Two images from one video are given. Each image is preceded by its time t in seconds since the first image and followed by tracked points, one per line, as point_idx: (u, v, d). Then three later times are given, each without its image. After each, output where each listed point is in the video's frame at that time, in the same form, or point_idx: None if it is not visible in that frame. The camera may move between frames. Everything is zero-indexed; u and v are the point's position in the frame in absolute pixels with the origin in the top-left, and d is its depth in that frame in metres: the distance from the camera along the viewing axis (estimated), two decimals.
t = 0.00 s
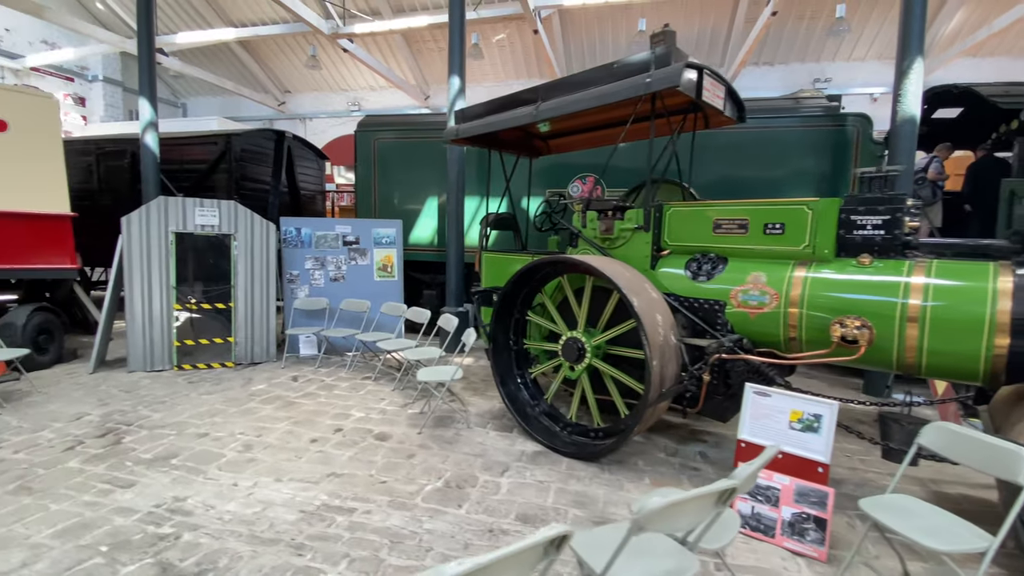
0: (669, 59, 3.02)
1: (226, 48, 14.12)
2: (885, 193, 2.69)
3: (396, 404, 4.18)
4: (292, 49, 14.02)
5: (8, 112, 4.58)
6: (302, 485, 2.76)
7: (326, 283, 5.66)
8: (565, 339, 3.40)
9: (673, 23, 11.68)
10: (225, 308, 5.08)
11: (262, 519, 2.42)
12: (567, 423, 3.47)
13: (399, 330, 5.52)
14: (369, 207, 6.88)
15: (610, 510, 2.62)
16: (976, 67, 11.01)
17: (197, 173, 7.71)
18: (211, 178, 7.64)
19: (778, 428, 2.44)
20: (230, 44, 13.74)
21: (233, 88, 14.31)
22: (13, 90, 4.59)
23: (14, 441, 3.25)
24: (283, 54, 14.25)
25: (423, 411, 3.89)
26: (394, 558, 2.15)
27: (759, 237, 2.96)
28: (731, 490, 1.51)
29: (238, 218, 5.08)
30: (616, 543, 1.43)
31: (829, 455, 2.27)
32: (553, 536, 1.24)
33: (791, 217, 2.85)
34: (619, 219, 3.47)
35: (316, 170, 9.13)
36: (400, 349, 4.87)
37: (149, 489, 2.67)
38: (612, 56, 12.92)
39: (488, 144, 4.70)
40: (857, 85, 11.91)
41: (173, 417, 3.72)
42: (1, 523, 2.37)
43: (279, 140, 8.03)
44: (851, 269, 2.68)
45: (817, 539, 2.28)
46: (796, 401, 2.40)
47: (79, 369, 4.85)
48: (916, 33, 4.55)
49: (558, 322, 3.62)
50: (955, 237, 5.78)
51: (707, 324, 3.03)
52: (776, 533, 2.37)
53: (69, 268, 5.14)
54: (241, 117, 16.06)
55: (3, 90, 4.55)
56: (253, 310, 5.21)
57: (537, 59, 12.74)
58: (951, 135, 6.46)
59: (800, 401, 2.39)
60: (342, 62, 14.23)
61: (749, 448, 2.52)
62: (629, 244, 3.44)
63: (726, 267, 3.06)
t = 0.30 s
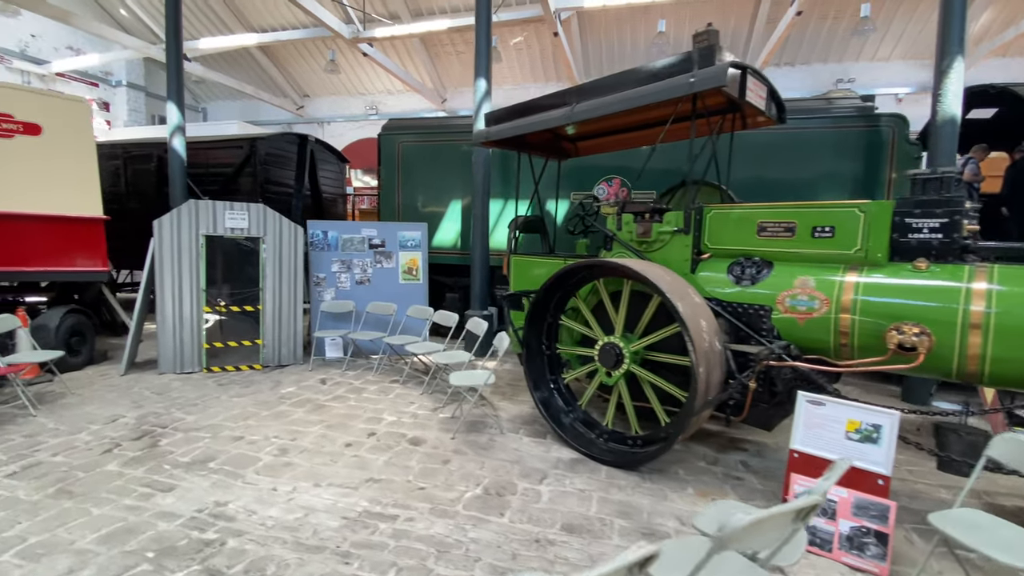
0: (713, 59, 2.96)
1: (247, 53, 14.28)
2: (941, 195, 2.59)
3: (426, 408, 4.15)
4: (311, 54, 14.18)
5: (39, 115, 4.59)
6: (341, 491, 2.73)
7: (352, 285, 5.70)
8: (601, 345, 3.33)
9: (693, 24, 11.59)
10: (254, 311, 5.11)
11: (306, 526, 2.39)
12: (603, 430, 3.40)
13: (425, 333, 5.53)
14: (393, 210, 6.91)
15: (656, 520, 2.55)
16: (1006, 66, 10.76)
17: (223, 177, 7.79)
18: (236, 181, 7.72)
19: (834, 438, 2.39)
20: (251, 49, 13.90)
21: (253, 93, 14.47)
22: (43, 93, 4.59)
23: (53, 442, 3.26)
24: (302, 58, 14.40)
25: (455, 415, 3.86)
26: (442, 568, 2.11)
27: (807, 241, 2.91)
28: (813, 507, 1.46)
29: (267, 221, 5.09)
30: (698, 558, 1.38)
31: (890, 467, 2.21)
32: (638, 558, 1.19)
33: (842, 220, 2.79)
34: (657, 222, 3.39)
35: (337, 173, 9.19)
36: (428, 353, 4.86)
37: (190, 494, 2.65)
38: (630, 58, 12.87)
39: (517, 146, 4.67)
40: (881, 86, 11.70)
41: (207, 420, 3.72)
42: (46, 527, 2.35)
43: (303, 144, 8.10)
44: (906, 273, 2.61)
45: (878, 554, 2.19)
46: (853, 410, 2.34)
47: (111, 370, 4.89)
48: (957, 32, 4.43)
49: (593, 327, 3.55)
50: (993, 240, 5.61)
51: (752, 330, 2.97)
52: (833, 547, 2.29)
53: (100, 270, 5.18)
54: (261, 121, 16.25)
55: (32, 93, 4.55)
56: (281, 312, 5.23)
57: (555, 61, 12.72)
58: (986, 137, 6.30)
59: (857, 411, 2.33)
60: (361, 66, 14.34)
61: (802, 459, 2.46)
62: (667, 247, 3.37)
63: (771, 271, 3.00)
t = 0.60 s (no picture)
0: (759, 61, 2.92)
1: (267, 58, 14.45)
2: (999, 200, 2.51)
3: (457, 412, 4.13)
4: (330, 58, 14.33)
5: (75, 120, 4.65)
6: (383, 497, 2.72)
7: (378, 289, 5.73)
8: (640, 351, 3.29)
9: (714, 25, 11.48)
10: (283, 314, 5.15)
11: (352, 533, 2.37)
12: (640, 438, 3.34)
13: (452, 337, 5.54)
14: (417, 214, 6.93)
15: (705, 532, 2.50)
16: None
17: (248, 181, 7.88)
18: (261, 185, 7.81)
19: (891, 450, 2.33)
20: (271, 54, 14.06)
21: (272, 97, 14.62)
22: (79, 98, 4.66)
23: (93, 445, 3.28)
24: (321, 63, 14.55)
25: (488, 421, 3.84)
26: None
27: (855, 246, 2.85)
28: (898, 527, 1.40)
29: (297, 225, 5.13)
30: None
31: (954, 480, 2.15)
32: None
33: (893, 225, 2.73)
34: (697, 226, 3.34)
35: (358, 177, 9.25)
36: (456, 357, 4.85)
37: (234, 499, 2.66)
38: (649, 60, 12.81)
39: (548, 150, 4.65)
40: (905, 87, 11.49)
41: (242, 424, 3.74)
42: (95, 531, 2.35)
43: (326, 148, 8.16)
44: (962, 280, 2.54)
45: (940, 570, 2.12)
46: (911, 421, 2.28)
47: (143, 372, 4.94)
48: (998, 31, 4.32)
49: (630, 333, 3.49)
50: None
51: (798, 337, 2.91)
52: (892, 562, 2.22)
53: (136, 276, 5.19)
54: (279, 126, 16.43)
55: (69, 99, 4.61)
56: (310, 316, 5.27)
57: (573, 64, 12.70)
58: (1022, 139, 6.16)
59: (915, 422, 2.26)
60: (379, 70, 14.45)
61: (857, 470, 2.41)
62: (707, 252, 3.33)
63: (818, 277, 2.95)
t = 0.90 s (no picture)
0: (808, 61, 2.88)
1: (287, 62, 14.63)
2: None
3: (490, 414, 4.12)
4: (349, 61, 14.47)
5: (113, 123, 4.72)
6: (429, 497, 2.72)
7: (406, 290, 5.75)
8: (682, 353, 3.26)
9: (735, 25, 11.40)
10: (314, 314, 5.21)
11: (403, 534, 2.37)
12: (681, 442, 3.30)
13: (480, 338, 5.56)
14: (442, 215, 6.98)
15: (757, 538, 2.47)
16: None
17: (274, 183, 8.00)
18: (287, 188, 7.91)
19: (951, 455, 2.28)
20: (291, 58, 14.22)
21: (292, 101, 14.79)
22: (117, 102, 4.74)
23: (138, 443, 3.32)
24: (340, 66, 14.71)
25: (523, 423, 3.82)
26: None
27: (907, 247, 2.80)
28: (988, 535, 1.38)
29: (329, 227, 5.19)
30: None
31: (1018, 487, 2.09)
32: None
33: (948, 226, 2.68)
34: (740, 227, 3.31)
35: (380, 179, 9.32)
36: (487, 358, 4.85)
37: (282, 498, 2.68)
38: (667, 61, 12.78)
39: (580, 151, 4.64)
40: (930, 86, 11.31)
41: (280, 424, 3.77)
42: (150, 529, 2.37)
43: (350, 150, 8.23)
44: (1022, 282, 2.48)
45: None
46: (973, 426, 2.23)
47: (177, 372, 5.00)
48: None
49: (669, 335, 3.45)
50: None
51: (848, 340, 2.86)
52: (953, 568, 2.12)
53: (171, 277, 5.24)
54: (299, 129, 16.63)
55: (106, 103, 4.69)
56: (340, 317, 5.32)
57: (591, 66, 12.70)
58: None
59: (977, 426, 2.21)
60: (397, 73, 14.57)
61: (915, 476, 2.37)
62: (750, 254, 3.30)
63: (868, 279, 2.90)
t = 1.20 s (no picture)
0: (856, 61, 2.85)
1: (305, 66, 14.77)
2: None
3: (522, 416, 4.10)
4: (366, 65, 14.59)
5: (149, 127, 4.79)
6: (472, 501, 2.70)
7: (432, 292, 5.77)
8: (723, 358, 3.22)
9: (755, 24, 11.28)
10: (343, 316, 5.25)
11: (451, 537, 2.36)
12: (721, 447, 3.25)
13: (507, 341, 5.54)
14: (465, 218, 7.00)
15: (810, 546, 2.44)
16: None
17: (298, 186, 8.08)
18: (311, 191, 7.98)
19: (1013, 463, 2.21)
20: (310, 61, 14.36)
21: (311, 104, 14.93)
22: (153, 106, 4.81)
23: (178, 444, 3.35)
24: (358, 69, 14.84)
25: (557, 427, 3.80)
26: None
27: (960, 250, 2.74)
28: None
29: (357, 230, 5.23)
30: None
31: None
32: None
33: (1004, 228, 2.62)
34: (782, 229, 3.27)
35: (401, 182, 9.37)
36: (516, 360, 4.84)
37: (326, 500, 2.68)
38: (685, 62, 12.71)
39: (612, 153, 4.62)
40: (956, 85, 11.10)
41: (315, 425, 3.79)
42: (200, 531, 2.37)
43: (372, 153, 8.29)
44: None
45: None
46: None
47: (209, 373, 5.05)
48: None
49: (709, 340, 3.40)
50: None
51: (898, 344, 2.80)
52: None
53: (202, 278, 5.29)
54: (316, 132, 16.80)
55: (142, 106, 4.76)
56: (368, 319, 5.36)
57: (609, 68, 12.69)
58: None
59: None
60: (414, 75, 14.64)
61: (974, 484, 2.29)
62: (793, 256, 3.26)
63: (919, 282, 2.84)
